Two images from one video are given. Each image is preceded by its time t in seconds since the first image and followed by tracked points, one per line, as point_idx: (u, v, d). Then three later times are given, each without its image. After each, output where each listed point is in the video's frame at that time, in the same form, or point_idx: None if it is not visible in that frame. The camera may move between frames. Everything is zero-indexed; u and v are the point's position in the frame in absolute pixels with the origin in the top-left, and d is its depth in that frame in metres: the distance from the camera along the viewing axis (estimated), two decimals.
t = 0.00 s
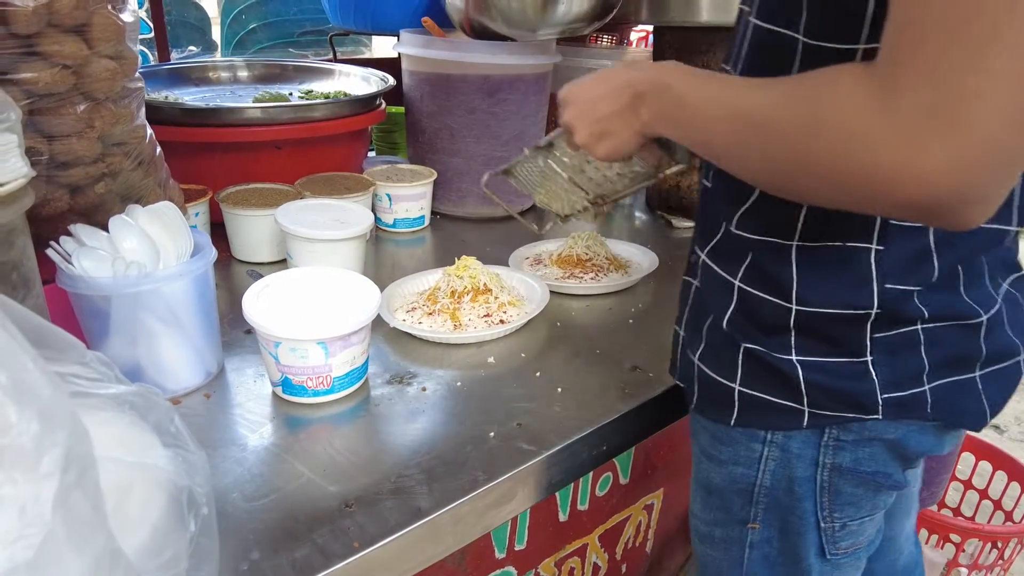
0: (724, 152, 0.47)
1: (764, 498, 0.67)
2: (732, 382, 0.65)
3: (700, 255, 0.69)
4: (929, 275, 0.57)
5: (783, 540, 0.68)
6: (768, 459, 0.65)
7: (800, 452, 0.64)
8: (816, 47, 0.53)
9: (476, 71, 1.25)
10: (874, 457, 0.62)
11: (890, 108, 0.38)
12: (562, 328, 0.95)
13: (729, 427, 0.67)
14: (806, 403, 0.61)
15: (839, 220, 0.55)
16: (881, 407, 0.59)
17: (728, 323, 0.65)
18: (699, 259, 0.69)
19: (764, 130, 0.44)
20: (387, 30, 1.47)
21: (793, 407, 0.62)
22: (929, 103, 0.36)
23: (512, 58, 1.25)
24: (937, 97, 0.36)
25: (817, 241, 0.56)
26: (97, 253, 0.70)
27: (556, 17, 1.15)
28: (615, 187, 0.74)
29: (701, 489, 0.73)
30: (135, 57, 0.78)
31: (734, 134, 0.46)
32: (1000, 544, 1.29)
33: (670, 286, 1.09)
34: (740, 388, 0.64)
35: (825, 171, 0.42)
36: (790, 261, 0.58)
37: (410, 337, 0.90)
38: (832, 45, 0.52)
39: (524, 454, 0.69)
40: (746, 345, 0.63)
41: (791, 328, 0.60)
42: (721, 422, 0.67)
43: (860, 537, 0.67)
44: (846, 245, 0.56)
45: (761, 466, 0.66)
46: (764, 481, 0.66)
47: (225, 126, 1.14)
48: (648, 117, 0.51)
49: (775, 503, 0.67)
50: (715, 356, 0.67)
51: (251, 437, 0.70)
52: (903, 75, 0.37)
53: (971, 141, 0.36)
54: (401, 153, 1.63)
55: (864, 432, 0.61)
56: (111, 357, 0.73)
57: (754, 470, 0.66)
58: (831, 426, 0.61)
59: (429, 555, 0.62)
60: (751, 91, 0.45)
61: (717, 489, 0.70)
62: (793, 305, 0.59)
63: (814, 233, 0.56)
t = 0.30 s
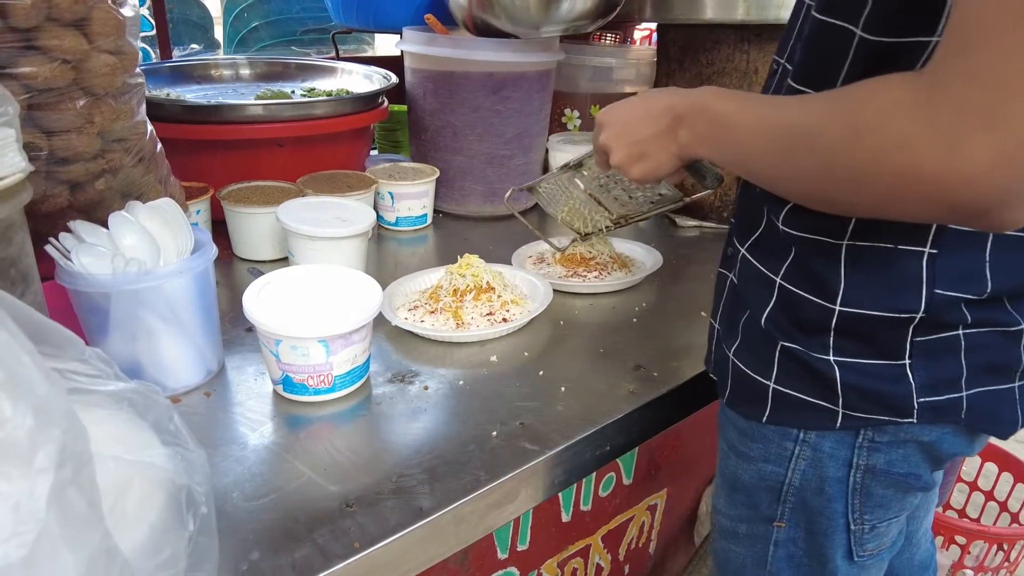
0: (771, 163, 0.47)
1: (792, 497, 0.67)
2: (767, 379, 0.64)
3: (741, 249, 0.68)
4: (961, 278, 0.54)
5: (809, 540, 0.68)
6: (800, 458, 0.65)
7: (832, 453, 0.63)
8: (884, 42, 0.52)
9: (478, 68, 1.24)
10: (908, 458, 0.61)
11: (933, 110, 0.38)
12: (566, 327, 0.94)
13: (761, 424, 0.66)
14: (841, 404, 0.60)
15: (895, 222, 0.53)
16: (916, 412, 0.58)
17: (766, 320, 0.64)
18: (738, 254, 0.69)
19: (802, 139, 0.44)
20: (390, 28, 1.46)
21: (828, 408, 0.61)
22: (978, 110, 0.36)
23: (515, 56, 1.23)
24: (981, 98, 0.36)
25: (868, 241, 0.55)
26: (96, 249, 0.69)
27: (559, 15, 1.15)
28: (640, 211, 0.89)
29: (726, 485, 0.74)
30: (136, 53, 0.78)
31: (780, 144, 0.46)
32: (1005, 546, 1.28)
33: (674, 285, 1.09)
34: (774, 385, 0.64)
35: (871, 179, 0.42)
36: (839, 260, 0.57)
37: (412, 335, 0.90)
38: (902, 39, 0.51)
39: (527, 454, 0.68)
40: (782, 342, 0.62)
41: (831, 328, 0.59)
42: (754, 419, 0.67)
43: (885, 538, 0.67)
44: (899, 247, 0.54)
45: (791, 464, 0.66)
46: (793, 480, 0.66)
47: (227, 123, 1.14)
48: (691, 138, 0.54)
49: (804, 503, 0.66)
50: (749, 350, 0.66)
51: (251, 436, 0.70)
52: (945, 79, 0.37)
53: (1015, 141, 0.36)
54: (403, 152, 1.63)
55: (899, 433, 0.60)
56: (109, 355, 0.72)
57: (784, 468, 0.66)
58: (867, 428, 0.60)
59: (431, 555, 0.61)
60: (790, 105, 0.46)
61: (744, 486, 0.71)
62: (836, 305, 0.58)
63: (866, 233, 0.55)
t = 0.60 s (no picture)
0: (794, 161, 0.46)
1: (804, 505, 0.66)
2: (779, 384, 0.64)
3: (755, 251, 0.68)
4: (971, 280, 0.54)
5: (821, 548, 0.68)
6: (813, 465, 0.64)
7: (847, 460, 0.62)
8: (911, 38, 0.51)
9: (480, 67, 1.24)
10: (923, 466, 0.61)
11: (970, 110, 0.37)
12: (569, 326, 0.94)
13: (774, 430, 0.66)
14: (856, 411, 0.59)
15: (915, 227, 0.53)
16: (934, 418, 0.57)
17: (780, 325, 0.64)
18: (750, 256, 0.69)
19: (828, 138, 0.44)
20: (392, 27, 1.46)
21: (842, 414, 0.60)
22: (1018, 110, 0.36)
23: (517, 54, 1.22)
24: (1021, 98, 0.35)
25: (887, 243, 0.54)
26: (96, 248, 0.69)
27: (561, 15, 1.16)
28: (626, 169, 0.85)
29: (736, 491, 0.73)
30: (136, 50, 0.78)
31: (802, 141, 0.45)
32: (1009, 548, 1.27)
33: (676, 284, 1.08)
34: (786, 390, 0.63)
35: (896, 177, 0.41)
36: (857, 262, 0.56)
37: (414, 335, 0.89)
38: (931, 35, 0.50)
39: (529, 454, 0.68)
40: (796, 347, 0.62)
41: (848, 333, 0.58)
42: (766, 424, 0.67)
43: (897, 546, 0.67)
44: (919, 250, 0.53)
45: (804, 471, 0.65)
46: (806, 487, 0.65)
47: (228, 122, 1.13)
48: (708, 132, 0.53)
49: (817, 511, 0.66)
50: (762, 356, 0.66)
51: (252, 436, 0.69)
52: (983, 77, 0.37)
53: None
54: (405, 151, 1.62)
55: (916, 441, 0.60)
56: (110, 354, 0.72)
57: (796, 474, 0.66)
58: (883, 436, 0.60)
59: (432, 556, 0.60)
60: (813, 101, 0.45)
61: (755, 492, 0.70)
62: (853, 310, 0.57)
63: (886, 235, 0.54)
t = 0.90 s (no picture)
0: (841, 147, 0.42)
1: (802, 518, 0.66)
2: (774, 394, 0.64)
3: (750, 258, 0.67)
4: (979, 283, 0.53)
5: (820, 560, 0.67)
6: (810, 478, 0.63)
7: (844, 473, 0.62)
8: (916, 41, 0.50)
9: (483, 66, 1.23)
10: (924, 479, 0.60)
11: None
12: (573, 326, 0.93)
13: (768, 442, 0.65)
14: (852, 423, 0.59)
15: (920, 231, 0.52)
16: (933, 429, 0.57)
17: (774, 334, 0.63)
18: (744, 264, 0.69)
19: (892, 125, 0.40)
20: (396, 26, 1.45)
21: (839, 426, 0.60)
22: None
23: (520, 53, 1.22)
24: None
25: (889, 248, 0.54)
26: (99, 248, 0.68)
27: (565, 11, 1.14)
28: (620, 178, 0.78)
29: (733, 503, 0.73)
30: (139, 49, 0.77)
31: (860, 125, 0.41)
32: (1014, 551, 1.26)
33: (680, 284, 1.08)
34: (781, 401, 0.63)
35: (964, 177, 0.39)
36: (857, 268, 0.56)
37: (417, 335, 0.89)
38: (931, 37, 0.50)
39: (533, 455, 0.67)
40: (791, 358, 0.62)
41: (845, 341, 0.58)
42: (759, 437, 0.66)
43: (899, 560, 0.66)
44: (922, 255, 0.53)
45: (801, 484, 0.64)
46: (803, 500, 0.65)
47: (231, 121, 1.13)
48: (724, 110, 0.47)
49: (814, 523, 0.65)
50: (756, 365, 0.65)
51: (255, 437, 0.69)
52: None
53: None
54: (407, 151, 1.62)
55: (916, 454, 0.59)
56: (112, 355, 0.71)
57: (793, 488, 0.65)
58: (881, 449, 0.59)
59: (437, 559, 0.60)
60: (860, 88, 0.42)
61: (751, 505, 0.69)
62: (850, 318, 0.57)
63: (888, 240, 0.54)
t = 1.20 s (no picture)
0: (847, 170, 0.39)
1: (802, 540, 0.65)
2: (768, 416, 0.63)
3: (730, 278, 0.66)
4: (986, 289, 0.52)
5: None
6: (808, 500, 0.63)
7: (844, 493, 0.61)
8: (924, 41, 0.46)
9: (488, 66, 1.24)
10: (926, 497, 0.60)
11: None
12: (578, 328, 0.93)
13: (764, 466, 0.65)
14: (851, 444, 0.59)
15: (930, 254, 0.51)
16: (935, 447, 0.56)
17: (765, 357, 0.62)
18: (726, 283, 0.68)
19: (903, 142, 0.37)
20: (400, 26, 1.45)
21: (838, 448, 0.60)
22: None
23: (524, 54, 1.22)
24: None
25: (901, 276, 0.52)
26: (104, 249, 0.68)
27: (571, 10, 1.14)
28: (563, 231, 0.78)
29: (733, 526, 0.72)
30: (144, 48, 0.77)
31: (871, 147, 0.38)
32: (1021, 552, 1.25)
33: (684, 285, 1.08)
34: (776, 423, 0.63)
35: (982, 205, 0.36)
36: (863, 293, 0.54)
37: (422, 336, 0.88)
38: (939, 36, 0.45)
39: (539, 457, 0.67)
40: (785, 380, 0.61)
41: (840, 359, 0.57)
42: (755, 459, 0.66)
43: None
44: (935, 277, 0.51)
45: (800, 506, 0.64)
46: (803, 522, 0.64)
47: (235, 121, 1.12)
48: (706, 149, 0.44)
49: (815, 544, 0.65)
50: (747, 386, 0.65)
51: (261, 438, 0.69)
52: None
53: None
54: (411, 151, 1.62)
55: (916, 472, 0.58)
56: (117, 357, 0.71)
57: (792, 510, 0.65)
58: (880, 469, 0.59)
59: (444, 561, 0.60)
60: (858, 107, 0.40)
61: (751, 528, 0.69)
62: (850, 335, 0.56)
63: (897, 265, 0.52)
